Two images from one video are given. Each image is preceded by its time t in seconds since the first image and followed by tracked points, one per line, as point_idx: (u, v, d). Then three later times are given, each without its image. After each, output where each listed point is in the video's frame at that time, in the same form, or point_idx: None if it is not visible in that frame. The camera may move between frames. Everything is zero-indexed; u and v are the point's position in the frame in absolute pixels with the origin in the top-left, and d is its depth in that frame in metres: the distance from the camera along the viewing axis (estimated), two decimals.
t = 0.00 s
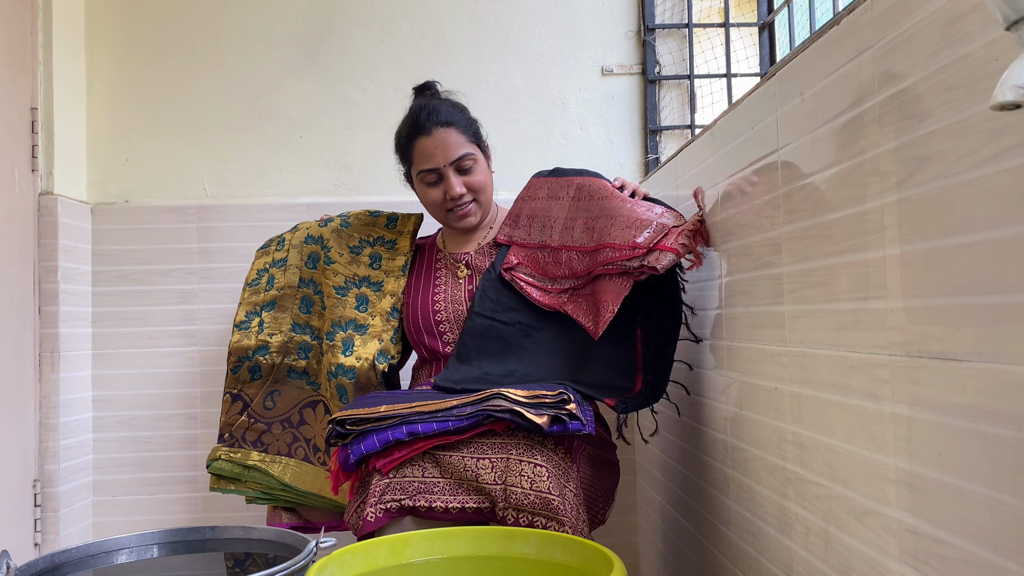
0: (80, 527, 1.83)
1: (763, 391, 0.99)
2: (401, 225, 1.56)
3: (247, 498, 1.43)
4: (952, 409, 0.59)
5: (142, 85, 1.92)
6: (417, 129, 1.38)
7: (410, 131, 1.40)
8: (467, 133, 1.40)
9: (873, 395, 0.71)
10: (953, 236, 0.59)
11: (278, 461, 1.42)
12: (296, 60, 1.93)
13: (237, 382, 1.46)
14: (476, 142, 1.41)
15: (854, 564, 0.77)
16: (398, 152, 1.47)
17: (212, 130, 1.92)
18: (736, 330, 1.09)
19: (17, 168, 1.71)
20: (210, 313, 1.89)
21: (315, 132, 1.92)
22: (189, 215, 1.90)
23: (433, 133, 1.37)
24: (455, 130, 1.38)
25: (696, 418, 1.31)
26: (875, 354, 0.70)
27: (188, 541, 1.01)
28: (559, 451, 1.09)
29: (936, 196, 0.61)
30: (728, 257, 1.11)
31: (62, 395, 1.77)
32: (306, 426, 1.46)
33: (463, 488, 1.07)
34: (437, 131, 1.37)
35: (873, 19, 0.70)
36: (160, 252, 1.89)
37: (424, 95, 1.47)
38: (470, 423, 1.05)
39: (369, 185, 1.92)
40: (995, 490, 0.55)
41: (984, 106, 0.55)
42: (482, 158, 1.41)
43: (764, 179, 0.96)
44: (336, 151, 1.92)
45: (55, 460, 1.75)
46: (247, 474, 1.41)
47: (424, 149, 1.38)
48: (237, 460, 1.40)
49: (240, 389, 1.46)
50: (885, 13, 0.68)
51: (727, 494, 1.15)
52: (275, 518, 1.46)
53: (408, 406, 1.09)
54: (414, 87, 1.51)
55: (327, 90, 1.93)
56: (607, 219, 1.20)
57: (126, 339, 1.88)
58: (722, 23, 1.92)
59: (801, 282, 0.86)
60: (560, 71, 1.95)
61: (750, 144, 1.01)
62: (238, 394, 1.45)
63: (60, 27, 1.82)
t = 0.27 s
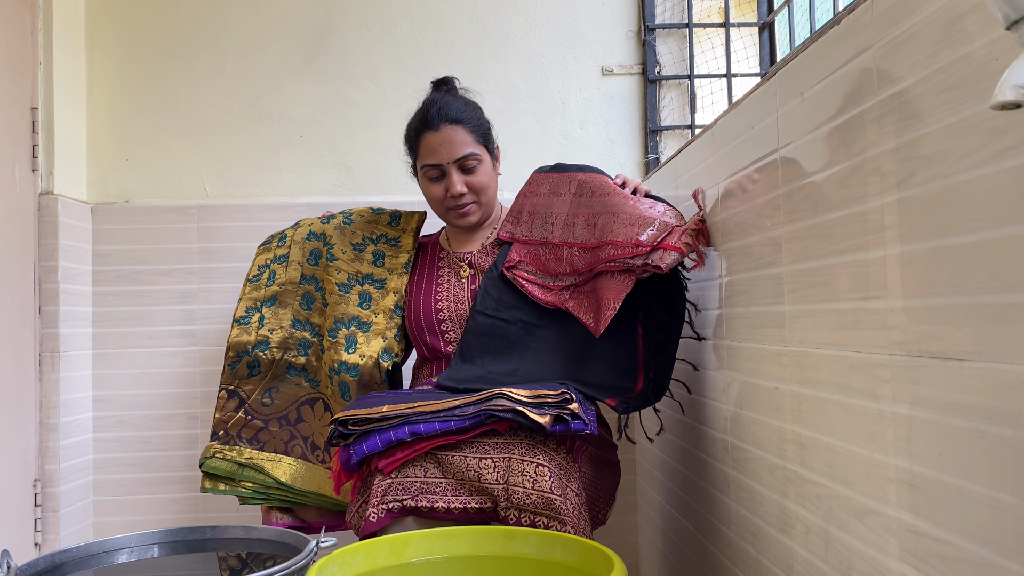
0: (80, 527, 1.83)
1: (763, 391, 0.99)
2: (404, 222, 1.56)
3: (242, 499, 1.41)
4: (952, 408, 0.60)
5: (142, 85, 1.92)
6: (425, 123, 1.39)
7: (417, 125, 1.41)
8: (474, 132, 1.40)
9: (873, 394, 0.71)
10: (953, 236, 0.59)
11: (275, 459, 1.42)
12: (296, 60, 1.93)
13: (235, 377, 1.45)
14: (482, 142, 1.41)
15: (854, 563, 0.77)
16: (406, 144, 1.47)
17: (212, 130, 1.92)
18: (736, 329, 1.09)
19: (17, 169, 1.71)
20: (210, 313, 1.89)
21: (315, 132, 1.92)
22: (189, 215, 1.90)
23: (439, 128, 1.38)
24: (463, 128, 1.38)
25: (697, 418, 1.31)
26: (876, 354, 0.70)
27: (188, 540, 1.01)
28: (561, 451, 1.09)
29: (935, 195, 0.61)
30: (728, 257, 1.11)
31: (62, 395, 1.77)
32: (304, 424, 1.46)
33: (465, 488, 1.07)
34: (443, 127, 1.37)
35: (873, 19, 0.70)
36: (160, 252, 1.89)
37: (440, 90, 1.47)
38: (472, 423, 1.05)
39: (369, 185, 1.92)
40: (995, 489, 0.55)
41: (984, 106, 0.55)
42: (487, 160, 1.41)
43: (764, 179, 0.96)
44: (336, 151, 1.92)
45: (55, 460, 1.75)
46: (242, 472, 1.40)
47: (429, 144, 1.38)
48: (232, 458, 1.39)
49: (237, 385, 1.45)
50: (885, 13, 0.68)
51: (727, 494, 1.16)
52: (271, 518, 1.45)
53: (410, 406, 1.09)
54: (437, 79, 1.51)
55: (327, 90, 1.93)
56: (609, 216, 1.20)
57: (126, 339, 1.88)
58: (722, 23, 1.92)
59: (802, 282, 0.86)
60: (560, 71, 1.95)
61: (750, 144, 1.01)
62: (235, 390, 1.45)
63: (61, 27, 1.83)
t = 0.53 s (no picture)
0: (80, 527, 1.83)
1: (763, 391, 0.99)
2: (405, 222, 1.56)
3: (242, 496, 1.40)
4: (952, 409, 0.60)
5: (142, 85, 1.92)
6: (417, 123, 1.40)
7: (410, 126, 1.41)
8: (465, 131, 1.40)
9: (873, 395, 0.71)
10: (953, 237, 0.59)
11: (275, 456, 1.41)
12: (296, 60, 1.93)
13: (236, 375, 1.45)
14: (474, 140, 1.41)
15: (854, 564, 0.77)
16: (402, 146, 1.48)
17: (212, 130, 1.92)
18: (736, 329, 1.09)
19: (17, 169, 1.71)
20: (210, 313, 1.89)
21: (315, 132, 1.92)
22: (189, 215, 1.90)
23: (430, 127, 1.38)
24: (454, 126, 1.38)
25: (696, 418, 1.31)
26: (875, 354, 0.70)
27: (188, 540, 1.01)
28: (560, 451, 1.09)
29: (935, 196, 0.61)
30: (728, 257, 1.11)
31: (62, 395, 1.77)
32: (305, 422, 1.46)
33: (465, 489, 1.07)
34: (434, 126, 1.37)
35: (872, 19, 0.70)
36: (160, 252, 1.89)
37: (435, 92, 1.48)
38: (472, 423, 1.05)
39: (369, 185, 1.92)
40: (995, 490, 0.55)
41: (984, 106, 0.55)
42: (480, 157, 1.40)
43: (764, 179, 0.96)
44: (336, 151, 1.92)
45: (55, 460, 1.75)
46: (242, 470, 1.39)
47: (420, 143, 1.38)
48: (233, 455, 1.39)
49: (238, 383, 1.45)
50: (885, 14, 0.68)
51: (727, 494, 1.15)
52: (270, 517, 1.44)
53: (410, 407, 1.09)
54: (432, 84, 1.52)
55: (327, 90, 1.93)
56: (604, 198, 1.20)
57: (126, 339, 1.88)
58: (722, 23, 1.92)
59: (801, 282, 0.86)
60: (560, 72, 1.95)
61: (750, 144, 1.01)
62: (236, 388, 1.45)
63: (61, 27, 1.83)
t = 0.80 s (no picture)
0: (80, 527, 1.83)
1: (763, 391, 0.99)
2: (403, 227, 1.56)
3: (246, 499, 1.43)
4: (952, 410, 0.60)
5: (142, 86, 1.92)
6: (410, 129, 1.39)
7: (403, 130, 1.41)
8: (459, 132, 1.40)
9: (872, 395, 0.71)
10: (952, 238, 0.59)
11: (277, 461, 1.42)
12: (296, 60, 1.93)
13: (238, 382, 1.46)
14: (468, 140, 1.41)
15: (854, 564, 0.77)
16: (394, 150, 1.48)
17: (212, 130, 1.92)
18: (736, 330, 1.09)
19: (17, 170, 1.71)
20: (210, 313, 1.89)
21: (315, 133, 1.92)
22: (189, 215, 1.90)
23: (423, 130, 1.38)
24: (448, 130, 1.38)
25: (696, 418, 1.31)
26: (874, 355, 0.70)
27: (188, 541, 1.01)
28: (559, 451, 1.09)
29: (935, 197, 0.61)
30: (728, 257, 1.11)
31: (62, 396, 1.77)
32: (307, 427, 1.46)
33: (464, 488, 1.07)
34: (428, 129, 1.37)
35: (872, 20, 0.70)
36: (160, 252, 1.89)
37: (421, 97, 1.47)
38: (471, 423, 1.05)
39: (369, 186, 1.92)
40: (994, 491, 0.55)
41: (984, 107, 0.55)
42: (474, 159, 1.41)
43: (764, 179, 0.96)
44: (336, 152, 1.92)
45: (55, 461, 1.75)
46: (247, 474, 1.41)
47: (416, 148, 1.38)
48: (237, 460, 1.40)
49: (240, 389, 1.46)
50: (884, 14, 0.68)
51: (726, 494, 1.15)
52: (275, 521, 1.45)
53: (409, 407, 1.09)
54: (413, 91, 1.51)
55: (327, 91, 1.93)
56: (590, 166, 1.22)
57: (126, 340, 1.88)
58: (723, 23, 1.93)
59: (801, 282, 0.86)
60: (559, 72, 1.95)
61: (750, 144, 1.01)
62: (238, 395, 1.45)
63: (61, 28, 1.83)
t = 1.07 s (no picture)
0: (80, 528, 1.83)
1: (763, 392, 0.99)
2: (396, 232, 1.56)
3: (249, 510, 1.42)
4: (951, 410, 0.59)
5: (142, 86, 1.92)
6: (423, 129, 1.39)
7: (414, 131, 1.40)
8: (469, 134, 1.42)
9: (872, 396, 0.71)
10: (952, 238, 0.59)
11: (278, 470, 1.41)
12: (295, 61, 1.93)
13: (237, 393, 1.45)
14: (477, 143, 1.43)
15: (853, 565, 0.77)
16: (394, 155, 1.45)
17: (212, 131, 1.92)
18: (736, 330, 1.09)
19: (16, 170, 1.71)
20: (210, 313, 1.89)
21: (315, 133, 1.92)
22: (189, 216, 1.90)
23: (439, 130, 1.39)
24: (461, 128, 1.40)
25: (696, 419, 1.31)
26: (874, 356, 0.70)
27: (188, 542, 1.01)
28: (555, 452, 1.08)
29: (935, 197, 0.61)
30: (728, 258, 1.11)
31: (62, 396, 1.77)
32: (308, 435, 1.46)
33: (460, 488, 1.07)
34: (444, 128, 1.38)
35: (871, 22, 0.70)
36: (159, 253, 1.89)
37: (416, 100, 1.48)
38: (466, 424, 1.05)
39: (369, 186, 1.92)
40: (994, 491, 0.55)
41: (983, 108, 0.55)
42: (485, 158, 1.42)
43: (764, 179, 0.96)
44: (336, 152, 1.92)
45: (55, 461, 1.75)
46: (249, 485, 1.40)
47: (432, 146, 1.37)
48: (238, 471, 1.40)
49: (239, 401, 1.45)
50: (884, 15, 0.68)
51: (726, 495, 1.15)
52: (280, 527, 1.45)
53: (404, 407, 1.09)
54: (399, 95, 1.52)
55: (326, 91, 1.93)
56: (598, 187, 1.20)
57: (126, 340, 1.88)
58: (722, 24, 1.93)
59: (800, 283, 0.86)
60: (559, 73, 1.95)
61: (750, 144, 1.01)
62: (238, 406, 1.45)
63: (61, 28, 1.83)
